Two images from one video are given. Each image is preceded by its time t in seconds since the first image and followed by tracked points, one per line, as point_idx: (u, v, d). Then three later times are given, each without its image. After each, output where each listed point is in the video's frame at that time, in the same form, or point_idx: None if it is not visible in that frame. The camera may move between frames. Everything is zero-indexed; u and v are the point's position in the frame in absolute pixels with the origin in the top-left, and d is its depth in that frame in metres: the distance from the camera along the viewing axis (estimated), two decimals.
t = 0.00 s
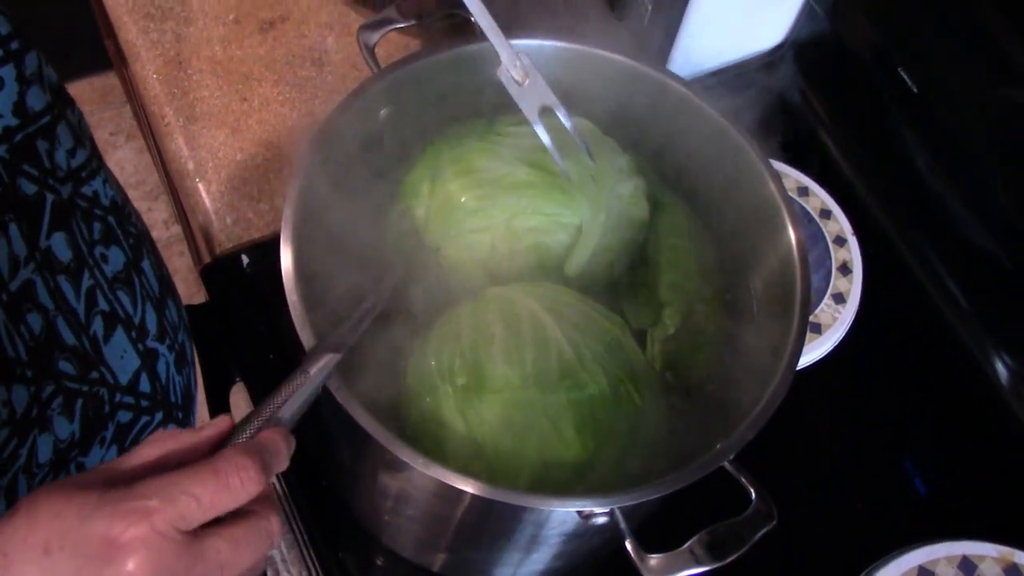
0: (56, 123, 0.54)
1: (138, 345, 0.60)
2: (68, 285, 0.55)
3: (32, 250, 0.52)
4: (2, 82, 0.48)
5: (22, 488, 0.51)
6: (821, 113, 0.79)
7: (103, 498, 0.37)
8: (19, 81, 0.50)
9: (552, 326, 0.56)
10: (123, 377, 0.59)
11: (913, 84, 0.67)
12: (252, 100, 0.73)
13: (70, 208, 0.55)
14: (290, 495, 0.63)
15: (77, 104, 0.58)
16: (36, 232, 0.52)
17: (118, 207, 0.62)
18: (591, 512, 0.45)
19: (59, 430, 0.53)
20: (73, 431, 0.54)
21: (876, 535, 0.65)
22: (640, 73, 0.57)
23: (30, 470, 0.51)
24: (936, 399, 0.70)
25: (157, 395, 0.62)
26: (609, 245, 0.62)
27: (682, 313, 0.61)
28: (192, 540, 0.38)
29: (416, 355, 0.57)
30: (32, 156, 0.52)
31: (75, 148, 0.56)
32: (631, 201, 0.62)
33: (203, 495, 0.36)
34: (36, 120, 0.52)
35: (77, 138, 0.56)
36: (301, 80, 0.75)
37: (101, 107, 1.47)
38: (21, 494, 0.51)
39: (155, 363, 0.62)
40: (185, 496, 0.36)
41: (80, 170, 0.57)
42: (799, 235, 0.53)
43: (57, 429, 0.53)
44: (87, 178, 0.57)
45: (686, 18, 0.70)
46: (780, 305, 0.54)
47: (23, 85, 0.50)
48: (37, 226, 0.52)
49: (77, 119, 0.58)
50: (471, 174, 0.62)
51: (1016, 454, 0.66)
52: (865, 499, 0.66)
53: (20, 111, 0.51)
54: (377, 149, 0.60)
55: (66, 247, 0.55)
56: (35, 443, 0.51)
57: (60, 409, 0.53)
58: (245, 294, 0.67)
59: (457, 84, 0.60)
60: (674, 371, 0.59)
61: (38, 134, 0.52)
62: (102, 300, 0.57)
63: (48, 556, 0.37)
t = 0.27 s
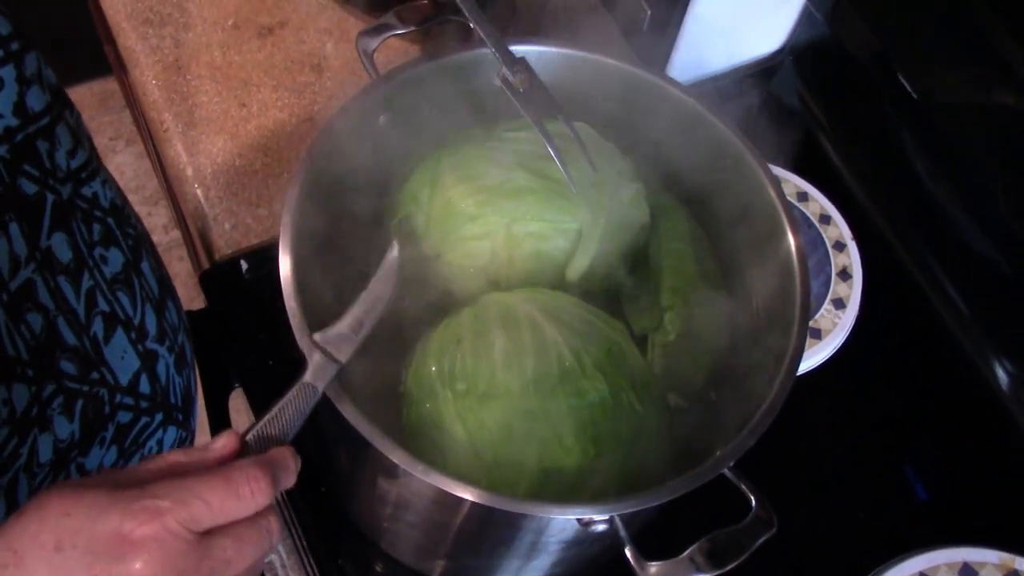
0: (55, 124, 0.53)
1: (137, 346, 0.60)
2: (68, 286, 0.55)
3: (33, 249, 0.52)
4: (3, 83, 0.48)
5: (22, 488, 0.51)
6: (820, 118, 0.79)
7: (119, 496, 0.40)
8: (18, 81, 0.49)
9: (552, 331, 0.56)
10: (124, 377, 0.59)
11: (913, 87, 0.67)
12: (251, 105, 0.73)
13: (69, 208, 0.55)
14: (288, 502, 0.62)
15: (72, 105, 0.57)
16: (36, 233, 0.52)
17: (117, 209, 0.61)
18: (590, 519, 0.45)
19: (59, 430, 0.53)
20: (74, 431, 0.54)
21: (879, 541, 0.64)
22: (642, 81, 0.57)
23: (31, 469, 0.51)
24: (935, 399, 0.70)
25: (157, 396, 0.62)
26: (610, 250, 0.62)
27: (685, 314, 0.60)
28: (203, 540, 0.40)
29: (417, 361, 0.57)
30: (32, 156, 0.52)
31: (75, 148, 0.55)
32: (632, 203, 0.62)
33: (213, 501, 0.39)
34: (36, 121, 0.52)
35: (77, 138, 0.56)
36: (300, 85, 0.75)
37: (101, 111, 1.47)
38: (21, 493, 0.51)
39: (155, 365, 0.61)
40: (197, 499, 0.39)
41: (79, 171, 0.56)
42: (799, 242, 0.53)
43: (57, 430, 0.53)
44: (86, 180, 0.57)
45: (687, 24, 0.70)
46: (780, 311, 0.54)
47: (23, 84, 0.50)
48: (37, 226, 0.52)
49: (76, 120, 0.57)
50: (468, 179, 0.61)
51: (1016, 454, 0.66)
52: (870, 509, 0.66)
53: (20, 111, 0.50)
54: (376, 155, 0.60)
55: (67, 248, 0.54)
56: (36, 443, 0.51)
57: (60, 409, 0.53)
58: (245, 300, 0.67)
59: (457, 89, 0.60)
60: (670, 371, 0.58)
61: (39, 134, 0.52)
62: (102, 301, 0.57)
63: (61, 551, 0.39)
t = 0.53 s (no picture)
0: (53, 123, 0.53)
1: (135, 346, 0.59)
2: (65, 286, 0.54)
3: (30, 249, 0.51)
4: (3, 80, 0.48)
5: (18, 492, 0.48)
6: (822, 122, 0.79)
7: (130, 522, 0.39)
8: (18, 78, 0.49)
9: (551, 335, 0.56)
10: (122, 377, 0.58)
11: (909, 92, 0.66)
12: (252, 107, 0.73)
13: (65, 209, 0.54)
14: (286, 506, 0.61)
15: (72, 107, 0.57)
16: (33, 232, 0.51)
17: (111, 209, 0.61)
18: (590, 525, 0.45)
19: (56, 431, 0.51)
20: (70, 432, 0.52)
21: (879, 548, 0.64)
22: (641, 83, 0.57)
23: (26, 470, 0.49)
24: (935, 400, 0.70)
25: (155, 398, 0.61)
26: (612, 253, 0.61)
27: (687, 320, 0.60)
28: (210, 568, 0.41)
29: (415, 366, 0.56)
30: (31, 155, 0.51)
31: (70, 148, 0.55)
32: (631, 209, 0.62)
33: (226, 538, 0.40)
34: (35, 121, 0.51)
35: (73, 139, 0.55)
36: (300, 87, 0.74)
37: (101, 112, 1.46)
38: (17, 497, 0.48)
39: (152, 365, 0.61)
40: (210, 535, 0.40)
41: (75, 172, 0.56)
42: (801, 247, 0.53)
43: (54, 430, 0.51)
44: (80, 181, 0.56)
45: (687, 28, 0.69)
46: (781, 317, 0.54)
47: (22, 83, 0.50)
48: (35, 225, 0.51)
49: (73, 120, 0.56)
50: (469, 183, 0.61)
51: (1015, 455, 0.65)
52: (871, 514, 0.66)
53: (19, 110, 0.50)
54: (376, 158, 0.60)
55: (62, 249, 0.54)
56: (30, 443, 0.49)
57: (57, 410, 0.51)
58: (244, 302, 0.67)
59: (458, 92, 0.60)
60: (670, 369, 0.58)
61: (37, 133, 0.52)
62: (99, 301, 0.56)
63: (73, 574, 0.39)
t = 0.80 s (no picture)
0: (50, 121, 0.53)
1: (131, 345, 0.59)
2: (60, 284, 0.53)
3: (24, 246, 0.51)
4: None
5: (7, 487, 0.48)
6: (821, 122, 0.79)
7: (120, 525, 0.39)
8: (13, 75, 0.49)
9: (550, 337, 0.56)
10: (117, 376, 0.58)
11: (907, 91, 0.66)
12: (249, 109, 0.73)
13: (61, 207, 0.54)
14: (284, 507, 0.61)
15: (72, 105, 0.57)
16: (27, 229, 0.51)
17: (110, 207, 0.60)
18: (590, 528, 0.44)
19: (48, 428, 0.51)
20: (62, 430, 0.52)
21: (880, 550, 0.64)
22: (638, 83, 0.57)
23: (17, 467, 0.49)
24: (935, 399, 0.70)
25: (151, 396, 0.61)
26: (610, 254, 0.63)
27: (689, 321, 0.61)
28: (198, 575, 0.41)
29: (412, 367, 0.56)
30: (26, 153, 0.51)
31: (68, 146, 0.55)
32: (628, 211, 0.63)
33: (211, 550, 0.39)
34: (31, 118, 0.51)
35: (72, 137, 0.55)
36: (298, 89, 0.74)
37: (100, 115, 1.46)
38: (6, 494, 0.48)
39: (149, 364, 0.61)
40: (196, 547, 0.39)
41: (72, 170, 0.55)
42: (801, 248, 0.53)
43: (46, 428, 0.51)
44: (78, 179, 0.56)
45: (685, 28, 0.69)
46: (781, 318, 0.53)
47: (18, 80, 0.49)
48: (31, 222, 0.51)
49: (71, 117, 0.56)
50: (466, 185, 0.61)
51: (1015, 455, 0.64)
52: (871, 514, 0.65)
53: (15, 108, 0.50)
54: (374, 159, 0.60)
55: (58, 247, 0.53)
56: (21, 442, 0.49)
57: (50, 408, 0.51)
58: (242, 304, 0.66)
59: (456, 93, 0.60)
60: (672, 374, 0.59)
61: (33, 130, 0.51)
62: (95, 300, 0.56)
63: None
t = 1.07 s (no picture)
0: (46, 108, 0.52)
1: (130, 335, 0.59)
2: (60, 272, 0.53)
3: (23, 234, 0.50)
4: None
5: (6, 476, 0.48)
6: (822, 117, 0.78)
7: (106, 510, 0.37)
8: (9, 61, 0.49)
9: (548, 334, 0.55)
10: (116, 365, 0.57)
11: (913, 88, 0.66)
12: (247, 104, 0.72)
13: (60, 195, 0.53)
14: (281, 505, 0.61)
15: (67, 95, 0.57)
16: (25, 217, 0.51)
17: (109, 196, 0.60)
18: (588, 528, 0.44)
19: (47, 416, 0.50)
20: (62, 419, 0.51)
21: (881, 550, 0.64)
22: (639, 78, 0.57)
23: (15, 455, 0.48)
24: (936, 399, 0.69)
25: (150, 386, 0.61)
26: (608, 252, 0.61)
27: (685, 318, 0.60)
28: (190, 557, 0.39)
29: (410, 366, 0.56)
30: (22, 140, 0.50)
31: (66, 133, 0.54)
32: (629, 208, 0.62)
33: (202, 522, 0.37)
34: (26, 104, 0.51)
35: (69, 126, 0.55)
36: (296, 84, 0.74)
37: (99, 110, 1.46)
38: (6, 482, 0.48)
39: (147, 354, 0.60)
40: (186, 521, 0.37)
41: (71, 158, 0.55)
42: (803, 246, 0.52)
43: (44, 417, 0.50)
44: (78, 167, 0.56)
45: (685, 23, 0.69)
46: (782, 317, 0.53)
47: (13, 65, 0.49)
48: (29, 210, 0.51)
49: (68, 106, 0.56)
50: (465, 179, 0.61)
51: (1015, 455, 0.64)
52: (871, 515, 0.65)
53: (9, 93, 0.49)
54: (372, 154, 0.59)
55: (57, 235, 0.53)
56: (19, 430, 0.48)
57: (48, 396, 0.50)
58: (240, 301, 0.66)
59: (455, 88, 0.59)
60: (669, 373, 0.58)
61: (29, 117, 0.51)
62: (94, 289, 0.56)
63: (48, 565, 0.37)
